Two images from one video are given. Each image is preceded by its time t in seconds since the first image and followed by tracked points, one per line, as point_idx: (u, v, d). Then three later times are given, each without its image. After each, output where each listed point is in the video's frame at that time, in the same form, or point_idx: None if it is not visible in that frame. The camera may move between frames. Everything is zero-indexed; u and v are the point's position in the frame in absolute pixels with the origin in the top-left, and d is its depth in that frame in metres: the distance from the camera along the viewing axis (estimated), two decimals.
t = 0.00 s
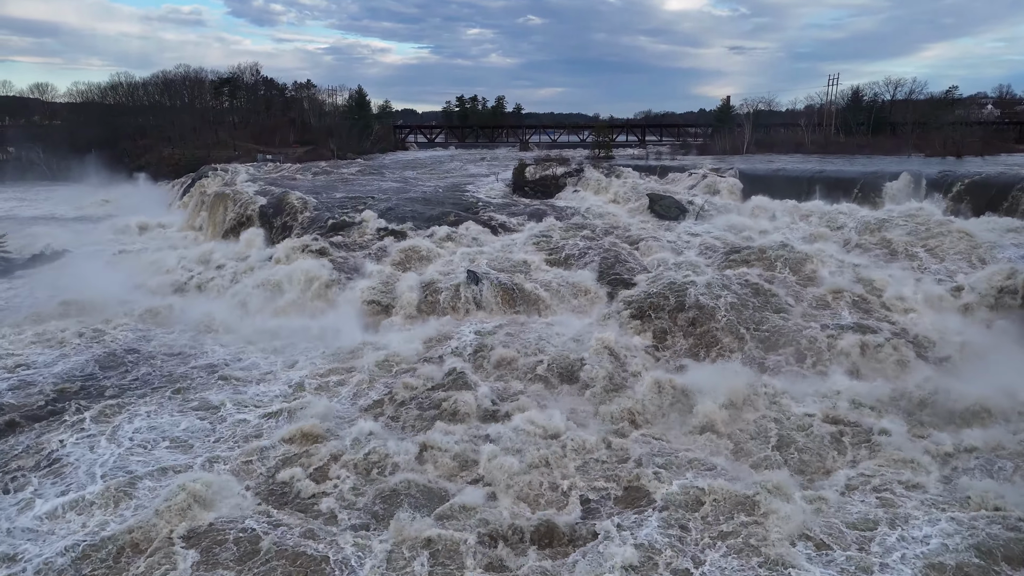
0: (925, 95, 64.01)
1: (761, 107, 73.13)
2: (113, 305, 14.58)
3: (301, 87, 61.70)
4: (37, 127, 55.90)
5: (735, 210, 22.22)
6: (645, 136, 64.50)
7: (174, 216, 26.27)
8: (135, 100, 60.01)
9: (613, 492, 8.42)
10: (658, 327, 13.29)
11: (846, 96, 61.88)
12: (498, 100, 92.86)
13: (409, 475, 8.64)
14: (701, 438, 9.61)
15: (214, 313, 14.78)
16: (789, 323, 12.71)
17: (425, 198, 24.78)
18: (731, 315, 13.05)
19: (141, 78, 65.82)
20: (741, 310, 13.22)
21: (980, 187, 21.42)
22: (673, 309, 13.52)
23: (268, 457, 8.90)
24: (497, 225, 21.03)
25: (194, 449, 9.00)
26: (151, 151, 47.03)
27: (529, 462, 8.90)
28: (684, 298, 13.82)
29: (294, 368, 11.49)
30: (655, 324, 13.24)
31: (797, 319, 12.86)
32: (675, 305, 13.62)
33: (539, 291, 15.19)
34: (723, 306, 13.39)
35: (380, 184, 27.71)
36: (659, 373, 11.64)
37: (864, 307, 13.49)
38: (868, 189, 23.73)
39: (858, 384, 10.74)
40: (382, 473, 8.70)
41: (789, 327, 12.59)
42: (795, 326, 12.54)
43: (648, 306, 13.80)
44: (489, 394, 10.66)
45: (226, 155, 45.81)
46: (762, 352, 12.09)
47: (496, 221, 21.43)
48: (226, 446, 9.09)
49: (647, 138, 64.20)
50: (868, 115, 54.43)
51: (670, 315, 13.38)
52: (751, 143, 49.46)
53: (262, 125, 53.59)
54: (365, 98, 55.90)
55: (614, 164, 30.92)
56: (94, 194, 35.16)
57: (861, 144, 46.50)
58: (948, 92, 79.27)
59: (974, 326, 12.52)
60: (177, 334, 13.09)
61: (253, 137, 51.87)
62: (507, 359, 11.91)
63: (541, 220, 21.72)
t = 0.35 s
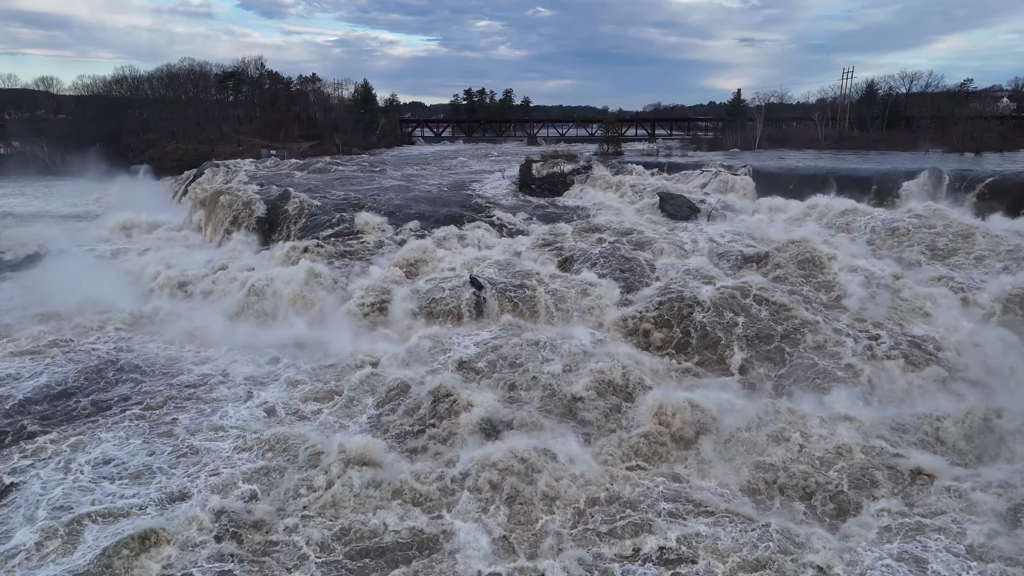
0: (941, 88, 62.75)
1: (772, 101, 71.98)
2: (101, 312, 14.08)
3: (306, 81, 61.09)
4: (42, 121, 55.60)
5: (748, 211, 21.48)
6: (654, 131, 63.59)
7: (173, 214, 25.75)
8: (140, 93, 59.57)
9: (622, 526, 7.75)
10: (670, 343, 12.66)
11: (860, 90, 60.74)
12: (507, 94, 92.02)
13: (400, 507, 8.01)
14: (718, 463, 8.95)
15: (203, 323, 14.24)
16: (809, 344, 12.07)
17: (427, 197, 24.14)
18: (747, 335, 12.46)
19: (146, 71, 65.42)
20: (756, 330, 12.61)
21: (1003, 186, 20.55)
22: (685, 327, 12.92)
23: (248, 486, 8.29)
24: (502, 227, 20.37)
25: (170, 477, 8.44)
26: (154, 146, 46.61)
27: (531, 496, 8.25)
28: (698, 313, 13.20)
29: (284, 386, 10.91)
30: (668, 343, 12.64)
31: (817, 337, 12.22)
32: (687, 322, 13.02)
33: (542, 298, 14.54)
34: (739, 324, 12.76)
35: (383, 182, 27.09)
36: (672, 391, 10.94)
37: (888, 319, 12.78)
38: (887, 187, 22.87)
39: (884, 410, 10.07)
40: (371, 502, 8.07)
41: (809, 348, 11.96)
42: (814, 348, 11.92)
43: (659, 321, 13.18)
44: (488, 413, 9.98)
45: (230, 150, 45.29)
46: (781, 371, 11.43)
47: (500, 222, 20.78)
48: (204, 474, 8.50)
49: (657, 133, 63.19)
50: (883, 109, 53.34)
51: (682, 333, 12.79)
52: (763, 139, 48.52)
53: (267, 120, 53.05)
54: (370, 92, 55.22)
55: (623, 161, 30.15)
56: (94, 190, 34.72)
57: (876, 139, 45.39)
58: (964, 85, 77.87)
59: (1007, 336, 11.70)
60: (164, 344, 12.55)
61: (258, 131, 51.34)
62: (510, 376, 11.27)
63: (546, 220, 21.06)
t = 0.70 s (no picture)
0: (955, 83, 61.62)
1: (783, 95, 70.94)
2: (87, 321, 13.58)
3: (310, 76, 60.45)
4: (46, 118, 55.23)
5: (760, 212, 20.79)
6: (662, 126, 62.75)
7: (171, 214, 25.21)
8: (143, 88, 59.08)
9: None
10: (679, 360, 12.05)
11: (872, 85, 59.71)
12: (514, 88, 91.17)
13: (389, 550, 7.46)
14: (731, 502, 8.39)
15: (194, 334, 13.74)
16: (827, 364, 11.46)
17: (430, 198, 23.52)
18: (760, 355, 11.87)
19: (150, 66, 64.95)
20: (771, 348, 12.01)
21: None
22: (696, 341, 12.30)
23: (228, 524, 7.77)
24: (506, 229, 19.76)
25: (147, 511, 7.93)
26: (157, 142, 46.18)
27: (530, 538, 7.69)
28: (710, 327, 12.57)
29: (274, 407, 10.37)
30: (677, 359, 12.04)
31: (835, 358, 11.62)
32: (699, 335, 12.39)
33: (546, 308, 13.93)
34: (753, 342, 12.16)
35: (385, 182, 26.49)
36: (682, 413, 10.35)
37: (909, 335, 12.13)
38: (905, 188, 22.07)
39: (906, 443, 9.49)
40: (358, 542, 7.53)
41: (826, 369, 11.35)
42: (832, 369, 11.31)
43: (669, 334, 12.57)
44: (487, 441, 9.43)
45: (233, 146, 44.75)
46: (797, 394, 10.84)
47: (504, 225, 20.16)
48: (183, 508, 7.98)
49: (665, 129, 62.34)
50: (896, 104, 52.35)
51: (693, 348, 12.17)
52: (773, 135, 47.65)
53: (270, 116, 52.51)
54: (375, 87, 54.57)
55: (631, 160, 29.46)
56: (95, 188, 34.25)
57: (889, 136, 44.51)
58: (978, 79, 76.60)
59: None
60: (149, 357, 12.02)
61: (261, 127, 50.79)
62: (511, 398, 10.72)
63: (552, 223, 20.43)
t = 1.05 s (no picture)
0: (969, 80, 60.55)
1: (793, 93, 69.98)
2: (73, 335, 13.07)
3: (315, 73, 59.96)
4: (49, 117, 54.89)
5: (774, 218, 20.08)
6: (671, 126, 61.90)
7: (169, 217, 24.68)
8: (147, 86, 58.67)
9: None
10: (692, 378, 11.40)
11: (885, 82, 58.71)
12: (521, 85, 90.42)
13: None
14: (744, 537, 7.77)
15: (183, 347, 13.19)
16: (849, 384, 10.77)
17: (432, 201, 22.91)
18: (778, 370, 11.17)
19: (155, 64, 64.53)
20: (789, 363, 11.31)
21: None
22: (709, 360, 11.66)
23: (201, 567, 7.24)
24: (511, 235, 19.12)
25: (115, 554, 7.39)
26: (161, 141, 45.74)
27: None
28: (722, 344, 11.93)
29: (260, 433, 9.80)
30: (690, 378, 11.38)
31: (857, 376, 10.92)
32: (712, 354, 11.75)
33: (550, 322, 13.31)
34: (770, 356, 11.46)
35: (388, 184, 25.91)
36: (695, 439, 9.70)
37: (937, 352, 11.41)
38: (925, 191, 21.28)
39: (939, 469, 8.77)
40: None
41: (848, 390, 10.67)
42: (853, 392, 10.64)
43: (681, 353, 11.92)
44: (486, 474, 8.83)
45: (235, 146, 44.25)
46: (817, 416, 10.16)
47: (507, 231, 19.55)
48: (156, 552, 7.44)
49: (674, 127, 61.50)
50: (909, 102, 51.38)
51: (706, 368, 11.53)
52: (784, 135, 46.80)
53: (275, 114, 52.00)
54: (380, 85, 53.97)
55: (641, 161, 28.73)
56: (94, 189, 33.76)
57: (903, 135, 43.56)
58: (991, 77, 75.53)
59: None
60: (134, 375, 11.50)
61: (265, 126, 50.29)
62: (512, 422, 10.09)
63: (558, 229, 19.79)
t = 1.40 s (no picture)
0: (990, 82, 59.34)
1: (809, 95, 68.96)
2: (65, 353, 12.67)
3: (326, 75, 59.65)
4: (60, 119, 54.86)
5: (793, 229, 19.33)
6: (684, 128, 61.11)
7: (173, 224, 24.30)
8: (158, 87, 58.56)
9: None
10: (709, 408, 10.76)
11: (904, 83, 57.64)
12: (534, 86, 89.79)
13: None
14: None
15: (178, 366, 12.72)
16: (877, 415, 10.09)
17: (440, 209, 22.38)
18: (802, 400, 10.53)
19: (166, 65, 64.47)
20: (814, 391, 10.66)
21: None
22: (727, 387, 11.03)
23: None
24: (520, 245, 18.51)
25: None
26: (170, 143, 45.51)
27: None
28: (740, 369, 11.31)
29: (250, 466, 9.30)
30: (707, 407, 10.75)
31: (886, 409, 10.23)
32: (729, 381, 11.13)
33: (559, 340, 12.73)
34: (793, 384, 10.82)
35: (395, 190, 25.41)
36: (712, 479, 9.07)
37: (969, 381, 10.72)
38: (951, 199, 20.46)
39: (979, 518, 8.10)
40: None
41: (876, 424, 9.99)
42: (881, 424, 9.99)
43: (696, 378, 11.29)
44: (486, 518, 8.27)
45: (245, 148, 43.96)
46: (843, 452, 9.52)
47: (516, 241, 18.97)
48: None
49: (688, 129, 60.72)
50: (929, 105, 50.36)
51: (725, 397, 10.88)
52: (800, 137, 45.94)
53: (285, 117, 51.65)
54: (391, 86, 53.54)
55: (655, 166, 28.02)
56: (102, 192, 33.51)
57: (923, 139, 42.61)
58: (1011, 78, 74.11)
59: None
60: (123, 398, 11.06)
61: (275, 128, 50.00)
62: (518, 459, 9.52)
63: (568, 239, 19.21)
